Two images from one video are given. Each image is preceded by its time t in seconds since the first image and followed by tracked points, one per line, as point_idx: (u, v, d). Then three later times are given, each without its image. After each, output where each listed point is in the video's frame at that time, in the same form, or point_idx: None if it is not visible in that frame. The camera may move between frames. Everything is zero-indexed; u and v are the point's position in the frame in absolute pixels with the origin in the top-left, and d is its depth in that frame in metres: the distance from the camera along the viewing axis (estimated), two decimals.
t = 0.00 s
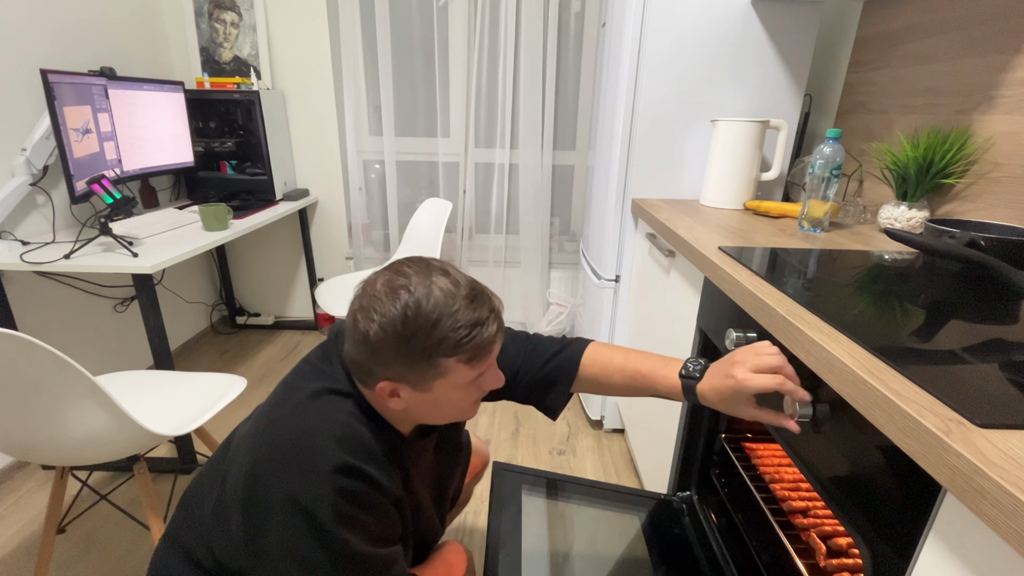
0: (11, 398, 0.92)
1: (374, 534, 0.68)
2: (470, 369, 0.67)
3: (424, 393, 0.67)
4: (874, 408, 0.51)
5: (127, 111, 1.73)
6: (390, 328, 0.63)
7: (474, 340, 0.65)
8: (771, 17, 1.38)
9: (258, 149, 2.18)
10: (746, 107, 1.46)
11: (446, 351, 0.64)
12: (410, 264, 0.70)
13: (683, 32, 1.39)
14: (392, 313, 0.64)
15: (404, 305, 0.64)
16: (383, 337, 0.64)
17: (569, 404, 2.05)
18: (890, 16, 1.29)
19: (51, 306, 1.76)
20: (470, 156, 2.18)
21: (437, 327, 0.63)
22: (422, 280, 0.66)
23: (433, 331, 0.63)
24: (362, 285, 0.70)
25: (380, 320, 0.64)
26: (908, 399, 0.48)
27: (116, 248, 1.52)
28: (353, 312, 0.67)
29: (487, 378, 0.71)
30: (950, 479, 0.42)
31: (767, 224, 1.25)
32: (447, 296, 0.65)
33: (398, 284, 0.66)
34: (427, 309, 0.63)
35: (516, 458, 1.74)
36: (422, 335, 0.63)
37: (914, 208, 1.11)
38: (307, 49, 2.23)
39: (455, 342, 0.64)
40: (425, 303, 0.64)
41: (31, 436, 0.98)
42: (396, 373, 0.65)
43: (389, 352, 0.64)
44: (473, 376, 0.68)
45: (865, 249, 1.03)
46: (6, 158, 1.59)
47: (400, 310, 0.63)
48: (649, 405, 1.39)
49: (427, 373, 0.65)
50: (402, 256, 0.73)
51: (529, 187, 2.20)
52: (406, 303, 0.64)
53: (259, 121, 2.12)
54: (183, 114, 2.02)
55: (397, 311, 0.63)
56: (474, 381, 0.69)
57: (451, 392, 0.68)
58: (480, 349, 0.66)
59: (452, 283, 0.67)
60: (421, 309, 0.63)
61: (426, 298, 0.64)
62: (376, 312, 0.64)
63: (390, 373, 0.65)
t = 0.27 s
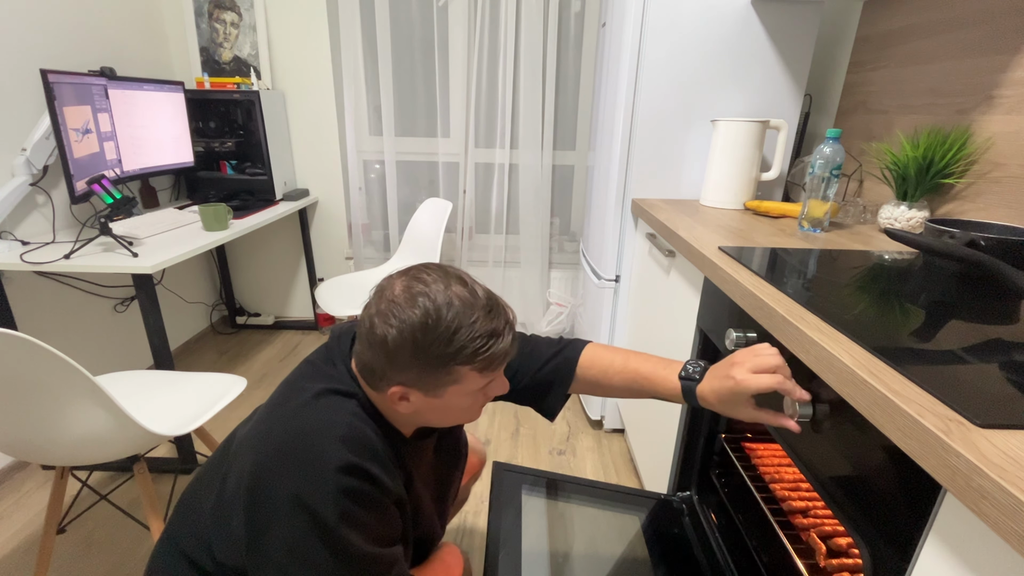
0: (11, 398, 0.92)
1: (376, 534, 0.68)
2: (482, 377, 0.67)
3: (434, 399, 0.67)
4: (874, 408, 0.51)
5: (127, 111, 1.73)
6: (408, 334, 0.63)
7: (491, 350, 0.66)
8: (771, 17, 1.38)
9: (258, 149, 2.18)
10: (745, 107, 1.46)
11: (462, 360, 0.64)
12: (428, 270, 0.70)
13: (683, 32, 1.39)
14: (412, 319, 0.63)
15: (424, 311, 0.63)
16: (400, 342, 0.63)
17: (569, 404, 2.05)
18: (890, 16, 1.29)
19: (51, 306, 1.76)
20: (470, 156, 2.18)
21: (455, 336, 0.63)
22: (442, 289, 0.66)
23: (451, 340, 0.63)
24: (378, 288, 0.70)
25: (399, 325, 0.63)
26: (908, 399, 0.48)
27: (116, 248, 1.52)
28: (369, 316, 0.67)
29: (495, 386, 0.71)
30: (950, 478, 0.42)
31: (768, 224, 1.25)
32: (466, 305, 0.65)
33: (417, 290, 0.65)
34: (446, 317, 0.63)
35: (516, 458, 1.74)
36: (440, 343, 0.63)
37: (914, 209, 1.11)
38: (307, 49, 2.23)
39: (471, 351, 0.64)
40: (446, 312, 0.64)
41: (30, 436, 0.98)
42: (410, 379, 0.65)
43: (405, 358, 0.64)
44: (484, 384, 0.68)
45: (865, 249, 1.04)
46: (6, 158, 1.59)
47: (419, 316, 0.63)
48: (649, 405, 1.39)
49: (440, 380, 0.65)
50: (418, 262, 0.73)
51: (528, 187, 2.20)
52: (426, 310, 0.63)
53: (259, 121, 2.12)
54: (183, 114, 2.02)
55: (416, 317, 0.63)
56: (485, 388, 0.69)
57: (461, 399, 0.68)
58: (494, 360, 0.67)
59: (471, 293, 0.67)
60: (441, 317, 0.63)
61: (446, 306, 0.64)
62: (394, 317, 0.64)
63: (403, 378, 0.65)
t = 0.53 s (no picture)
0: (10, 398, 0.92)
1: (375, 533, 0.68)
2: (478, 374, 0.67)
3: (431, 396, 0.67)
4: (875, 408, 0.51)
5: (127, 111, 1.73)
6: (402, 332, 0.63)
7: (486, 346, 0.65)
8: (771, 16, 1.38)
9: (258, 149, 2.18)
10: (746, 107, 1.46)
11: (457, 356, 0.64)
12: (422, 268, 0.70)
13: (683, 32, 1.39)
14: (406, 316, 0.63)
15: (418, 309, 0.63)
16: (395, 340, 0.64)
17: (569, 404, 2.05)
18: (890, 16, 1.29)
19: (51, 306, 1.76)
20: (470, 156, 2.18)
21: (449, 332, 0.63)
22: (435, 286, 0.66)
23: (445, 337, 0.63)
24: (373, 286, 0.70)
25: (393, 322, 0.64)
26: (908, 400, 0.48)
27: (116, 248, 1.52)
28: (364, 314, 0.67)
29: (492, 382, 0.71)
30: (950, 479, 0.42)
31: (768, 224, 1.25)
32: (461, 302, 0.65)
33: (411, 288, 0.66)
34: (440, 314, 0.63)
35: (516, 458, 1.74)
36: (435, 340, 0.63)
37: (914, 209, 1.11)
38: (307, 49, 2.23)
39: (465, 347, 0.64)
40: (439, 309, 0.64)
41: (30, 437, 0.98)
42: (406, 377, 0.65)
43: (400, 355, 0.64)
44: (480, 381, 0.68)
45: (866, 249, 1.03)
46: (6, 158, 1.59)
47: (413, 314, 0.63)
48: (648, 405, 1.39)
49: (436, 377, 0.65)
50: (412, 260, 0.73)
51: (529, 187, 2.20)
52: (420, 307, 0.63)
53: (259, 121, 2.12)
54: (183, 115, 2.02)
55: (410, 315, 0.63)
56: (481, 385, 0.69)
57: (458, 396, 0.68)
58: (490, 356, 0.66)
59: (464, 289, 0.67)
60: (435, 314, 0.63)
61: (439, 303, 0.64)
62: (389, 315, 0.64)
63: (399, 376, 0.65)
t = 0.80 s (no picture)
0: (10, 398, 0.92)
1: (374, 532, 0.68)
2: (462, 367, 0.67)
3: (416, 391, 0.67)
4: (875, 409, 0.51)
5: (127, 111, 1.73)
6: (380, 327, 0.63)
7: (465, 337, 0.65)
8: (771, 16, 1.38)
9: (258, 149, 2.18)
10: (746, 107, 1.46)
11: (437, 349, 0.64)
12: (402, 264, 0.70)
13: (683, 32, 1.39)
14: (383, 311, 0.64)
15: (395, 304, 0.64)
16: (374, 336, 0.64)
17: (569, 404, 2.05)
18: (890, 16, 1.29)
19: (51, 305, 1.76)
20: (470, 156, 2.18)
21: (426, 325, 0.63)
22: (413, 280, 0.66)
23: (423, 330, 0.63)
24: (355, 285, 0.71)
25: (371, 319, 0.64)
26: (908, 399, 0.48)
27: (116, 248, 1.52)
28: (346, 313, 0.68)
29: (479, 376, 0.71)
30: (950, 479, 0.42)
31: (768, 224, 1.25)
32: (438, 295, 0.65)
33: (389, 283, 0.66)
34: (417, 307, 0.63)
35: (516, 458, 1.74)
36: (413, 334, 0.63)
37: (914, 208, 1.11)
38: (307, 49, 2.23)
39: (445, 339, 0.64)
40: (416, 302, 0.64)
41: (29, 436, 0.98)
42: (389, 372, 0.65)
43: (381, 351, 0.64)
44: (465, 374, 0.68)
45: (866, 249, 1.03)
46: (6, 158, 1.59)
47: (391, 308, 0.64)
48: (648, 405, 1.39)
49: (418, 371, 0.65)
50: (395, 257, 0.74)
51: (529, 187, 2.20)
52: (396, 302, 0.64)
53: (259, 121, 2.12)
54: (183, 114, 2.02)
55: (388, 310, 0.63)
56: (467, 379, 0.69)
57: (444, 390, 0.68)
58: (471, 347, 0.66)
59: (442, 282, 0.67)
60: (411, 308, 0.63)
61: (416, 297, 0.64)
62: (367, 312, 0.65)
63: (382, 371, 0.66)
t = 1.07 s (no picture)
0: (10, 399, 0.92)
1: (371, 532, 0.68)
2: (453, 353, 0.67)
3: (408, 380, 0.66)
4: (875, 408, 0.51)
5: (127, 111, 1.73)
6: (369, 314, 0.64)
7: (454, 321, 0.65)
8: (771, 17, 1.38)
9: (258, 149, 2.18)
10: (746, 107, 1.46)
11: (427, 333, 0.64)
12: (391, 256, 0.71)
13: (683, 32, 1.39)
14: (372, 298, 0.64)
15: (384, 290, 0.64)
16: (365, 323, 0.64)
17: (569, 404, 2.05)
18: (890, 16, 1.29)
19: (51, 306, 1.76)
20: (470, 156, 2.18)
21: (415, 310, 0.64)
22: (402, 269, 0.67)
23: (412, 314, 0.63)
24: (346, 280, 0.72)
25: (361, 306, 0.64)
26: (908, 399, 0.48)
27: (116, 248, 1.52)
28: (337, 305, 0.68)
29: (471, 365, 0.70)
30: (950, 479, 0.42)
31: (768, 224, 1.25)
32: (426, 281, 0.66)
33: (379, 272, 0.67)
34: (406, 293, 0.64)
35: (516, 458, 1.74)
36: (402, 318, 0.63)
37: (914, 208, 1.11)
38: (307, 48, 2.23)
39: (434, 323, 0.64)
40: (404, 287, 0.65)
41: (29, 437, 0.98)
42: (380, 360, 0.65)
43: (371, 338, 0.64)
44: (457, 361, 0.67)
45: (865, 249, 1.03)
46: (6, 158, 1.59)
47: (381, 295, 0.64)
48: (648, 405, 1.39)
49: (410, 358, 0.65)
50: (385, 252, 0.75)
51: (528, 187, 2.20)
52: (385, 288, 0.64)
53: (259, 121, 2.12)
54: (183, 115, 2.02)
55: (378, 297, 0.64)
56: (459, 367, 0.69)
57: (436, 378, 0.67)
58: (461, 331, 0.66)
59: (430, 270, 0.68)
60: (400, 293, 0.64)
61: (404, 282, 0.65)
62: (357, 300, 0.65)
63: (374, 360, 0.65)
